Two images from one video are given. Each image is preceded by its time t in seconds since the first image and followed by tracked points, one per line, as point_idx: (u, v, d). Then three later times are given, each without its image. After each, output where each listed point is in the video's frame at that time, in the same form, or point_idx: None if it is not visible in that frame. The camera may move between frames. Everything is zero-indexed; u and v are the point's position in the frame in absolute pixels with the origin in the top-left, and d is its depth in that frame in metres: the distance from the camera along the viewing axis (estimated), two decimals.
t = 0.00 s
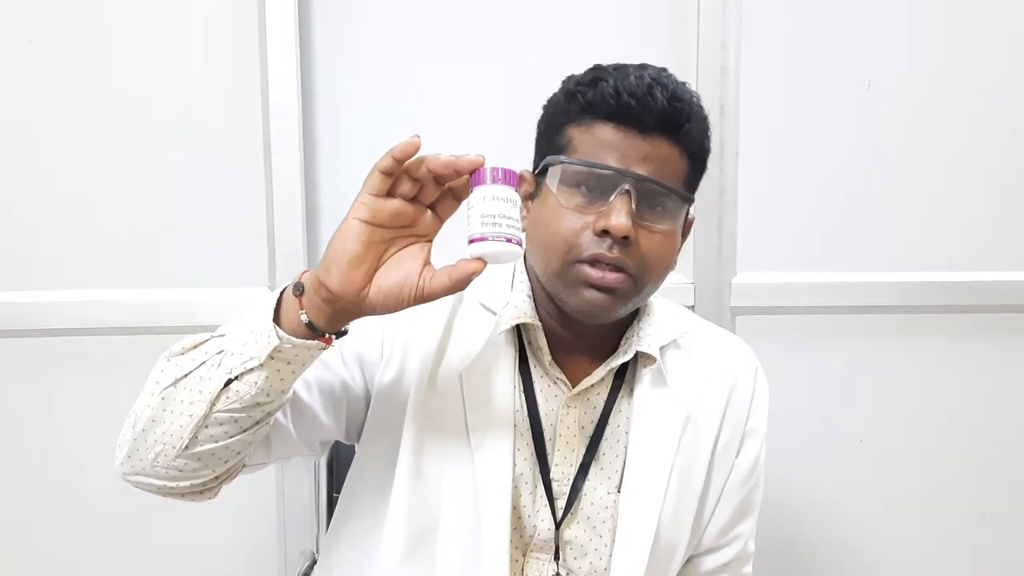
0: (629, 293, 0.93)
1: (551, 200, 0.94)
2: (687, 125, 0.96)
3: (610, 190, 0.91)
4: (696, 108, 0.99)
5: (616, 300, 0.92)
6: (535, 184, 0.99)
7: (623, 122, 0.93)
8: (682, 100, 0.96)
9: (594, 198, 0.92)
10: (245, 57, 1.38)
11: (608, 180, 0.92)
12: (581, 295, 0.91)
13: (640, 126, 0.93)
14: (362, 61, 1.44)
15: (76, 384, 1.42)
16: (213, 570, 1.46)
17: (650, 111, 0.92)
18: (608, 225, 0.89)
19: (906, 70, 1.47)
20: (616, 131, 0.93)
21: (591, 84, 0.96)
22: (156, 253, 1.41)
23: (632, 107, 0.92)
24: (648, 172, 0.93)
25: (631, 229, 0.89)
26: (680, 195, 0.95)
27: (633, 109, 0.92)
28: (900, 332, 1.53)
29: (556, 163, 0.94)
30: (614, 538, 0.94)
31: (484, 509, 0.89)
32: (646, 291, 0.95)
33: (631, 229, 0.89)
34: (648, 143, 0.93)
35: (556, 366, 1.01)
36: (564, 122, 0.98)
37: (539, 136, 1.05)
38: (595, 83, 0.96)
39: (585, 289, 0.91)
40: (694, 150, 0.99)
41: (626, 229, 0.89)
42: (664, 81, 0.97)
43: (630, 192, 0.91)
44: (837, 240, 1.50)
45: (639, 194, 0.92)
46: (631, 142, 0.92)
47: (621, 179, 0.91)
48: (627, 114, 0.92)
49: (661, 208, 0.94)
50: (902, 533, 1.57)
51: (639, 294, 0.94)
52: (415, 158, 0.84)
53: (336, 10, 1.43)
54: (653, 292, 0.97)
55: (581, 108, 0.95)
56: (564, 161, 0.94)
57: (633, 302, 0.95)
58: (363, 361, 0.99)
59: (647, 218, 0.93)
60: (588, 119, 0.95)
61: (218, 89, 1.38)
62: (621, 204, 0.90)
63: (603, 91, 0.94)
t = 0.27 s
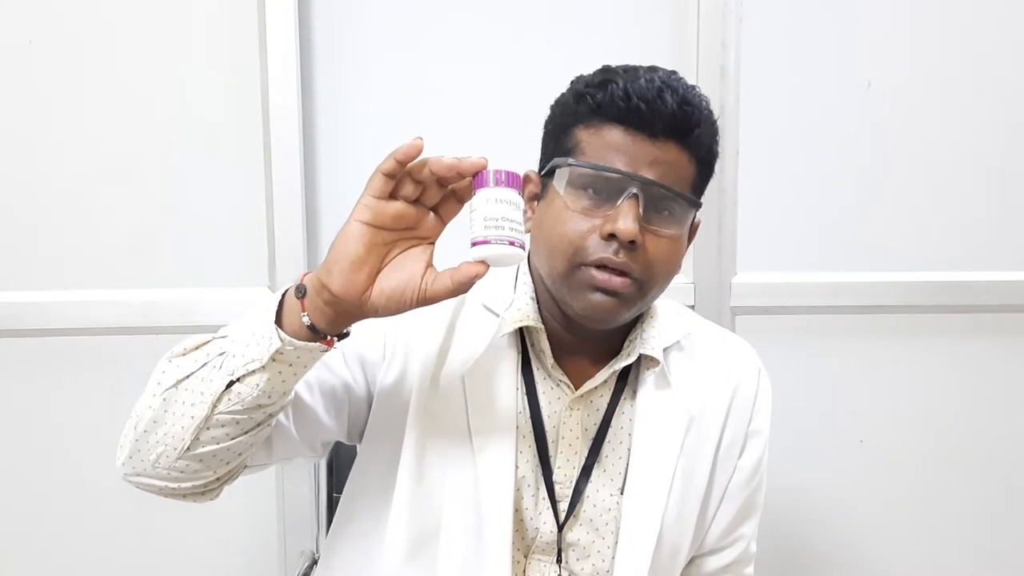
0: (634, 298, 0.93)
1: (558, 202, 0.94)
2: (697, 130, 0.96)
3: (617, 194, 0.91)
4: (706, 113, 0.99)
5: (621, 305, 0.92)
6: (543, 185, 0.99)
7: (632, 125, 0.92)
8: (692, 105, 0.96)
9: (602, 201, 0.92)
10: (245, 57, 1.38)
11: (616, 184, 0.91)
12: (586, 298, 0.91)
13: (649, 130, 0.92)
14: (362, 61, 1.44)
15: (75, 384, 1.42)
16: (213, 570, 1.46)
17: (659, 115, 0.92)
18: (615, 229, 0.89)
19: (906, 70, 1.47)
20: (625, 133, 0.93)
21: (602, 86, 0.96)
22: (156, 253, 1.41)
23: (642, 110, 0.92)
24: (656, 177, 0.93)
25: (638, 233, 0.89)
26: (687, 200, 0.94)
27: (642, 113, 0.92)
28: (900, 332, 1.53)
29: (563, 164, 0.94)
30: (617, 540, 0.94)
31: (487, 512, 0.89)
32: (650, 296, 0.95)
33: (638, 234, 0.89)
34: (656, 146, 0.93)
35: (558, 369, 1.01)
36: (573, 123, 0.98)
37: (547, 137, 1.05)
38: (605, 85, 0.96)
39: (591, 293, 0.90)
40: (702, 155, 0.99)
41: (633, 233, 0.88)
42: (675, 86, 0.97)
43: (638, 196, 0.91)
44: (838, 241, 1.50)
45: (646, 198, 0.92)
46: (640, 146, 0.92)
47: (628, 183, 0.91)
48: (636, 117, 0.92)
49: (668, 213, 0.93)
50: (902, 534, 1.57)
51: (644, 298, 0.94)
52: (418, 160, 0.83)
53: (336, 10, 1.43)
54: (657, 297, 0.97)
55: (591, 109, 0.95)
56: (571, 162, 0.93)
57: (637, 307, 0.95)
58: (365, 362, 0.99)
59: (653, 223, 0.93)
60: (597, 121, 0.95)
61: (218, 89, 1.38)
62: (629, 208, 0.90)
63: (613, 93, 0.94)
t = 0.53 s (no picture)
0: (639, 298, 0.93)
1: (563, 203, 0.94)
2: (702, 129, 0.97)
3: (623, 194, 0.91)
4: (710, 113, 0.99)
5: (627, 305, 0.92)
6: (547, 185, 0.98)
7: (637, 125, 0.93)
8: (697, 104, 0.96)
9: (608, 201, 0.92)
10: (245, 57, 1.38)
11: (621, 184, 0.91)
12: (592, 298, 0.91)
13: (655, 129, 0.93)
14: (362, 61, 1.44)
15: (75, 384, 1.42)
16: (212, 570, 1.46)
17: (665, 115, 0.93)
18: (621, 229, 0.89)
19: (906, 70, 1.47)
20: (629, 133, 0.93)
21: (607, 86, 0.96)
22: (156, 253, 1.40)
23: (647, 109, 0.92)
24: (662, 177, 0.93)
25: (644, 233, 0.89)
26: (692, 200, 0.94)
27: (648, 112, 0.92)
28: (901, 332, 1.53)
29: (568, 165, 0.94)
30: (619, 542, 0.94)
31: (488, 515, 0.89)
32: (656, 296, 0.95)
33: (644, 234, 0.89)
34: (662, 147, 0.93)
35: (560, 370, 1.01)
36: (577, 123, 0.98)
37: (550, 136, 1.05)
38: (609, 84, 0.96)
39: (596, 293, 0.90)
40: (707, 156, 0.99)
41: (639, 233, 0.89)
42: (680, 85, 0.97)
43: (644, 196, 0.91)
44: (838, 241, 1.50)
45: (652, 198, 0.92)
46: (645, 146, 0.93)
47: (634, 183, 0.91)
48: (642, 117, 0.92)
49: (674, 213, 0.93)
50: (902, 534, 1.57)
51: (649, 299, 0.94)
52: (423, 162, 0.84)
53: (336, 10, 1.43)
54: (662, 297, 0.97)
55: (595, 109, 0.95)
56: (576, 162, 0.93)
57: (641, 307, 0.95)
58: (367, 363, 0.99)
59: (659, 223, 0.93)
60: (603, 121, 0.95)
61: (218, 88, 1.38)
62: (635, 208, 0.90)
63: (618, 93, 0.94)
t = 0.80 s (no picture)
0: (639, 298, 0.93)
1: (563, 203, 0.94)
2: (702, 130, 0.97)
3: (623, 194, 0.91)
4: (710, 114, 0.99)
5: (626, 304, 0.92)
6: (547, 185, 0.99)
7: (638, 125, 0.93)
8: (698, 105, 0.96)
9: (608, 201, 0.92)
10: (246, 56, 1.38)
11: (621, 184, 0.92)
12: (591, 298, 0.91)
13: (655, 130, 0.93)
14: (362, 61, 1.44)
15: (76, 384, 1.42)
16: (213, 570, 1.46)
17: (666, 116, 0.93)
18: (621, 229, 0.89)
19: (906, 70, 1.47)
20: (630, 134, 0.93)
21: (608, 86, 0.96)
22: (156, 253, 1.41)
23: (648, 110, 0.92)
24: (663, 177, 0.93)
25: (644, 234, 0.89)
26: (692, 200, 0.95)
27: (649, 113, 0.92)
28: (900, 332, 1.54)
29: (569, 165, 0.94)
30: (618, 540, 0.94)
31: (488, 513, 0.89)
32: (655, 295, 0.96)
33: (644, 234, 0.89)
34: (663, 147, 0.93)
35: (560, 369, 1.01)
36: (579, 123, 0.98)
37: (551, 136, 1.05)
38: (611, 85, 0.96)
39: (595, 293, 0.91)
40: (707, 157, 0.99)
41: (639, 233, 0.89)
42: (680, 86, 0.97)
43: (645, 197, 0.91)
44: (837, 240, 1.50)
45: (652, 198, 0.92)
46: (646, 146, 0.93)
47: (634, 183, 0.91)
48: (643, 118, 0.92)
49: (674, 214, 0.94)
50: (901, 533, 1.57)
51: (649, 298, 0.95)
52: (424, 161, 0.84)
53: (336, 10, 1.43)
54: (661, 296, 0.97)
55: (597, 109, 0.96)
56: (577, 162, 0.93)
57: (641, 306, 0.95)
58: (368, 361, 0.99)
59: (659, 223, 0.93)
60: (605, 121, 0.95)
61: (218, 88, 1.38)
62: (635, 208, 0.90)
63: (619, 94, 0.94)
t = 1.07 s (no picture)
0: (637, 297, 0.93)
1: (563, 201, 0.94)
2: (704, 131, 0.97)
3: (623, 194, 0.91)
4: (713, 115, 0.99)
5: (624, 303, 0.92)
6: (549, 183, 0.99)
7: (640, 124, 0.93)
8: (700, 106, 0.96)
9: (608, 200, 0.92)
10: (246, 56, 1.38)
11: (622, 183, 0.91)
12: (589, 296, 0.91)
13: (657, 130, 0.93)
14: (362, 61, 1.44)
15: (76, 384, 1.42)
16: (212, 569, 1.46)
17: (668, 116, 0.93)
18: (620, 228, 0.89)
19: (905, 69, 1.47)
20: (632, 133, 0.93)
21: (610, 86, 0.96)
22: (156, 252, 1.41)
23: (650, 110, 0.92)
24: (663, 178, 0.93)
25: (642, 233, 0.89)
26: (692, 201, 0.94)
27: (651, 112, 0.92)
28: (900, 330, 1.54)
29: (570, 162, 0.94)
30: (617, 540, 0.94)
31: (487, 513, 0.89)
32: (653, 294, 0.96)
33: (643, 233, 0.89)
34: (664, 147, 0.93)
35: (559, 369, 1.01)
36: (581, 122, 0.98)
37: (552, 135, 1.05)
38: (613, 84, 0.96)
39: (594, 291, 0.91)
40: (708, 157, 0.99)
41: (638, 232, 0.89)
42: (682, 87, 0.97)
43: (644, 196, 0.91)
44: (837, 241, 1.50)
45: (652, 198, 0.92)
46: (647, 146, 0.93)
47: (634, 182, 0.91)
48: (644, 117, 0.92)
49: (673, 214, 0.93)
50: (901, 533, 1.57)
51: (647, 297, 0.95)
52: (423, 158, 0.84)
53: (336, 10, 1.43)
54: (660, 296, 0.97)
55: (599, 108, 0.95)
56: (578, 160, 0.93)
57: (639, 305, 0.95)
58: (367, 361, 0.99)
59: (659, 223, 0.93)
60: (607, 120, 0.95)
61: (218, 88, 1.38)
62: (635, 207, 0.90)
63: (622, 93, 0.94)
